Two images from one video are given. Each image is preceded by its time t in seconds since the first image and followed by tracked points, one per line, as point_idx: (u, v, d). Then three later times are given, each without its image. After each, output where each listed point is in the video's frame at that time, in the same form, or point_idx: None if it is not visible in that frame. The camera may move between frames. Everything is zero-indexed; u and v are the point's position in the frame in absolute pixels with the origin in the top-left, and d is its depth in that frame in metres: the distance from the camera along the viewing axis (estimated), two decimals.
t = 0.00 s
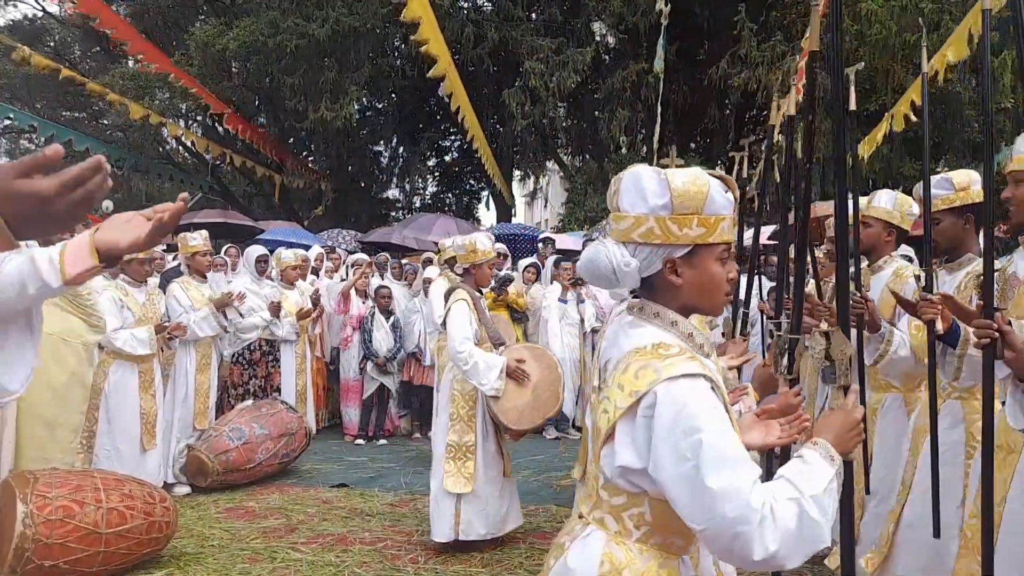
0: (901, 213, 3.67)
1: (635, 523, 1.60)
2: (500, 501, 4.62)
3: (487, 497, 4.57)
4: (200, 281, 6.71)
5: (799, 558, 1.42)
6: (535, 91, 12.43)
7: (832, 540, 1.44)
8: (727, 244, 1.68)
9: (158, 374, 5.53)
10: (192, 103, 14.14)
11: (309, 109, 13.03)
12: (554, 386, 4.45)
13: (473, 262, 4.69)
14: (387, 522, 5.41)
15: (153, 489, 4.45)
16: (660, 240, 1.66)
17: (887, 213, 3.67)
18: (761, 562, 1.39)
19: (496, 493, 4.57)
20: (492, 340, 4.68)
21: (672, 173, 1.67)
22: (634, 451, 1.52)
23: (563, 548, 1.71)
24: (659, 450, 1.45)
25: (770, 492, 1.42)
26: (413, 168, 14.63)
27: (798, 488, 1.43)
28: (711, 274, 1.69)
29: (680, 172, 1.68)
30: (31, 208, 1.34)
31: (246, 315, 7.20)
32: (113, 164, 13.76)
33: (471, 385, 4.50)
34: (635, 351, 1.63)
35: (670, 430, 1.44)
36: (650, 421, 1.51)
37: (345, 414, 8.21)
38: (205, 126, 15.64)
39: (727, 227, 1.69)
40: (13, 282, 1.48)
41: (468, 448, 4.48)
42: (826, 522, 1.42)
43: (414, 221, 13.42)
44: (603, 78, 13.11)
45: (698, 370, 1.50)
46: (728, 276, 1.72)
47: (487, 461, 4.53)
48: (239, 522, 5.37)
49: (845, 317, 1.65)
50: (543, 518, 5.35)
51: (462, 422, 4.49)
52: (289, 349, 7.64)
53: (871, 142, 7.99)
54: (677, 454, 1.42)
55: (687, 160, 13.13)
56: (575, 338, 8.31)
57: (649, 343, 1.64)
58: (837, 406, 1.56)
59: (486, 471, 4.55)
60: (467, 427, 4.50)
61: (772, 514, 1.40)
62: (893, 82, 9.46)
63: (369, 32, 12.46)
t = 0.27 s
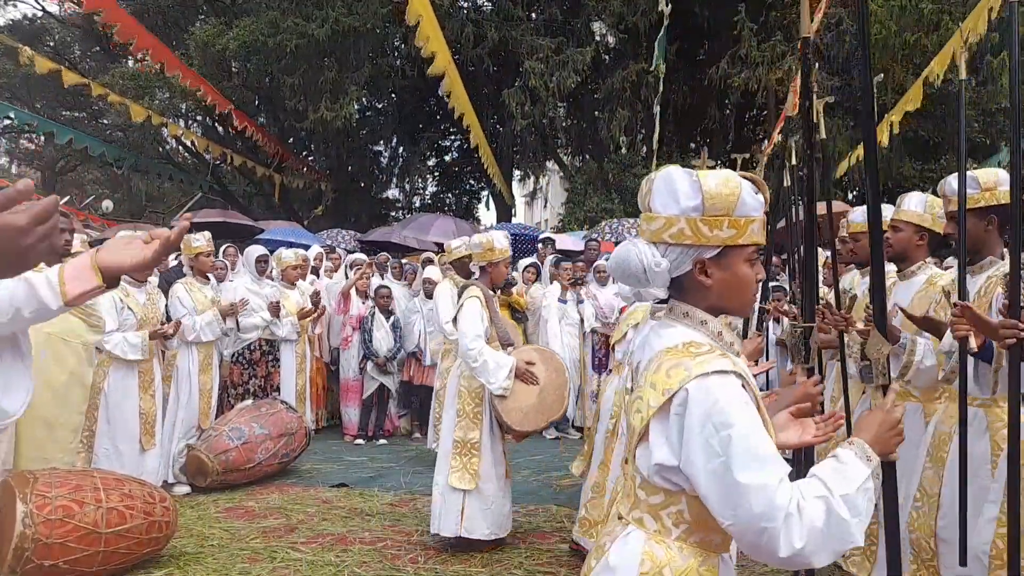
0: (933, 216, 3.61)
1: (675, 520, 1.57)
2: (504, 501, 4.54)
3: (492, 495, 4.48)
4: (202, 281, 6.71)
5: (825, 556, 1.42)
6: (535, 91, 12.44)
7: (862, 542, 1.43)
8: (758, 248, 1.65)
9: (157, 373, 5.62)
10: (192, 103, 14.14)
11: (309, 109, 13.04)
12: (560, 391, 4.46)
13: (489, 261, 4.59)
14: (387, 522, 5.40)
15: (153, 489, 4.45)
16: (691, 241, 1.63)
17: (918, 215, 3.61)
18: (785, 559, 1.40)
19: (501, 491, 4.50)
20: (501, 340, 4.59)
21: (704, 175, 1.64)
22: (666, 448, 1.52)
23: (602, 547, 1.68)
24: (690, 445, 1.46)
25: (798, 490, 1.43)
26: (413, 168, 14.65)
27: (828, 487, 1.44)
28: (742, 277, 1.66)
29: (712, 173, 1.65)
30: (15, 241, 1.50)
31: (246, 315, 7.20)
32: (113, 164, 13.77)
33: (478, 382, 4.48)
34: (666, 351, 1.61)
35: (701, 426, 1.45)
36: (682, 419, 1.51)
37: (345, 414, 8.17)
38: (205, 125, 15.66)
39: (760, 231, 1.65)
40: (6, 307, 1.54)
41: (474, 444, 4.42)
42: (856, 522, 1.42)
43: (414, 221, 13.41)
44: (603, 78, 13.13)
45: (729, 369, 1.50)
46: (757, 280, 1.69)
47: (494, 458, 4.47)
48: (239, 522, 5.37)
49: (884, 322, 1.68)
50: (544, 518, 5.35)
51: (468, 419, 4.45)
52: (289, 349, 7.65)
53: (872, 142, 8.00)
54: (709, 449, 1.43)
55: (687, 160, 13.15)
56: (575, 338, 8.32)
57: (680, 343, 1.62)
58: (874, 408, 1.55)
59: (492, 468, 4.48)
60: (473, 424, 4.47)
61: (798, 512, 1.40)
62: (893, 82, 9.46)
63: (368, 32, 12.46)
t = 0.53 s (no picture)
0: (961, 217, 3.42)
1: (691, 522, 1.58)
2: (506, 501, 4.55)
3: (494, 494, 4.48)
4: (201, 280, 6.72)
5: (832, 554, 1.35)
6: (535, 92, 12.45)
7: (878, 540, 1.34)
8: (775, 254, 1.61)
9: (156, 374, 5.72)
10: (193, 103, 14.15)
11: (310, 109, 13.03)
12: (565, 392, 4.42)
13: (496, 264, 4.55)
14: (387, 522, 5.40)
15: (152, 489, 4.45)
16: (705, 247, 1.61)
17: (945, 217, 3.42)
18: (779, 555, 1.34)
19: (504, 492, 4.52)
20: (509, 342, 4.55)
21: (722, 183, 1.62)
22: (673, 449, 1.53)
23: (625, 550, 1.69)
24: (692, 445, 1.45)
25: (794, 483, 1.37)
26: (413, 168, 14.68)
27: (830, 481, 1.37)
28: (757, 283, 1.63)
29: (731, 182, 1.63)
30: (14, 240, 1.23)
31: (245, 315, 7.19)
32: (112, 163, 13.77)
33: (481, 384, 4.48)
34: (677, 355, 1.60)
35: (700, 426, 1.45)
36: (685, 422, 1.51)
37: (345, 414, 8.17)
38: (205, 125, 15.67)
39: (778, 239, 1.62)
40: None
41: (475, 446, 4.43)
42: (864, 518, 1.34)
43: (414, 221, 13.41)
44: (603, 78, 13.15)
45: (730, 370, 1.48)
46: (776, 288, 1.65)
47: (496, 460, 4.48)
48: (239, 522, 5.37)
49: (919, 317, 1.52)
50: (543, 518, 5.35)
51: (469, 420, 4.47)
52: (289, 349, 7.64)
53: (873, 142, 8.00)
54: (707, 447, 1.43)
55: (687, 160, 13.16)
56: (575, 338, 8.31)
57: (689, 347, 1.60)
58: (903, 401, 1.46)
59: (495, 470, 4.49)
60: (473, 426, 4.47)
61: (791, 504, 1.35)
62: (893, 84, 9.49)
63: (368, 32, 12.47)
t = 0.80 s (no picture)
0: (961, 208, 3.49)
1: (715, 508, 1.60)
2: (523, 501, 4.54)
3: (508, 493, 4.50)
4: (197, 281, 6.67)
5: (855, 521, 1.31)
6: (535, 92, 12.46)
7: (902, 503, 1.29)
8: (807, 240, 1.59)
9: (156, 377, 5.78)
10: (193, 103, 14.15)
11: (310, 109, 13.03)
12: (574, 386, 4.36)
13: (500, 261, 4.54)
14: (387, 522, 5.41)
15: (153, 489, 4.46)
16: (736, 236, 1.61)
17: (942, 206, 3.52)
18: (798, 524, 1.32)
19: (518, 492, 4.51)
20: (516, 339, 4.57)
21: (754, 170, 1.61)
22: (698, 430, 1.54)
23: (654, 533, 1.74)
24: (716, 424, 1.47)
25: (811, 452, 1.36)
26: (413, 168, 14.71)
27: (848, 446, 1.34)
28: (790, 271, 1.61)
29: (763, 169, 1.61)
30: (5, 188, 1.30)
31: (244, 315, 7.25)
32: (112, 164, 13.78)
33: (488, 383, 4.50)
34: (705, 340, 1.61)
35: (722, 404, 1.46)
36: (709, 403, 1.52)
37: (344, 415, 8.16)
38: (206, 126, 15.69)
39: (812, 225, 1.59)
40: None
41: (485, 444, 4.48)
42: (883, 480, 1.30)
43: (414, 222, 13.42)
44: (603, 79, 13.17)
45: (753, 350, 1.49)
46: (812, 276, 1.63)
47: (508, 460, 4.49)
48: (239, 522, 5.38)
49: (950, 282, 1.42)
50: (543, 518, 5.36)
51: (479, 418, 4.54)
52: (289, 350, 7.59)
53: (873, 142, 8.01)
54: (729, 423, 1.44)
55: (687, 160, 13.18)
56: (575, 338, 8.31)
57: (717, 331, 1.61)
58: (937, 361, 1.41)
59: (509, 470, 4.50)
60: (484, 424, 4.54)
61: (807, 472, 1.33)
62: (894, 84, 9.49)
63: (368, 33, 12.47)
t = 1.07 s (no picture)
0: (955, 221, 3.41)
1: (763, 524, 1.49)
2: (526, 510, 4.45)
3: (515, 502, 4.39)
4: (194, 283, 6.62)
5: None
6: (535, 92, 12.49)
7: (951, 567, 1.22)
8: (861, 244, 1.48)
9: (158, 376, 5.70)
10: (193, 103, 14.16)
11: (310, 109, 13.05)
12: (594, 395, 4.31)
13: (511, 262, 4.51)
14: (388, 522, 5.41)
15: (152, 489, 4.44)
16: (788, 238, 1.48)
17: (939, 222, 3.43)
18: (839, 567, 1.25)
19: (525, 500, 4.42)
20: (533, 343, 4.51)
21: (801, 171, 1.50)
22: (743, 446, 1.44)
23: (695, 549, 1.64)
24: (761, 440, 1.37)
25: (865, 496, 1.27)
26: (413, 168, 14.73)
27: (903, 499, 1.26)
28: (843, 275, 1.49)
29: (812, 168, 1.50)
30: None
31: (244, 315, 7.28)
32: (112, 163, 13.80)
33: (504, 385, 4.44)
34: (753, 350, 1.48)
35: (770, 419, 1.35)
36: (756, 416, 1.40)
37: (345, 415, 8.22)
38: (206, 126, 15.71)
39: (863, 227, 1.49)
40: None
41: (498, 448, 4.39)
42: (936, 543, 1.22)
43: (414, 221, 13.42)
44: (603, 79, 13.21)
45: (809, 365, 1.37)
46: (865, 281, 1.51)
47: (519, 467, 4.40)
48: (239, 522, 5.37)
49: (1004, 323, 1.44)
50: (543, 518, 5.36)
51: (492, 422, 4.44)
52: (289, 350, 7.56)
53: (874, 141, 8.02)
54: (776, 443, 1.33)
55: (687, 160, 13.22)
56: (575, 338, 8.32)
57: (764, 341, 1.49)
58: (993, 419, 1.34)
59: (517, 476, 4.41)
60: (498, 428, 4.44)
61: (859, 515, 1.24)
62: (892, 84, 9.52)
63: (367, 33, 12.49)
